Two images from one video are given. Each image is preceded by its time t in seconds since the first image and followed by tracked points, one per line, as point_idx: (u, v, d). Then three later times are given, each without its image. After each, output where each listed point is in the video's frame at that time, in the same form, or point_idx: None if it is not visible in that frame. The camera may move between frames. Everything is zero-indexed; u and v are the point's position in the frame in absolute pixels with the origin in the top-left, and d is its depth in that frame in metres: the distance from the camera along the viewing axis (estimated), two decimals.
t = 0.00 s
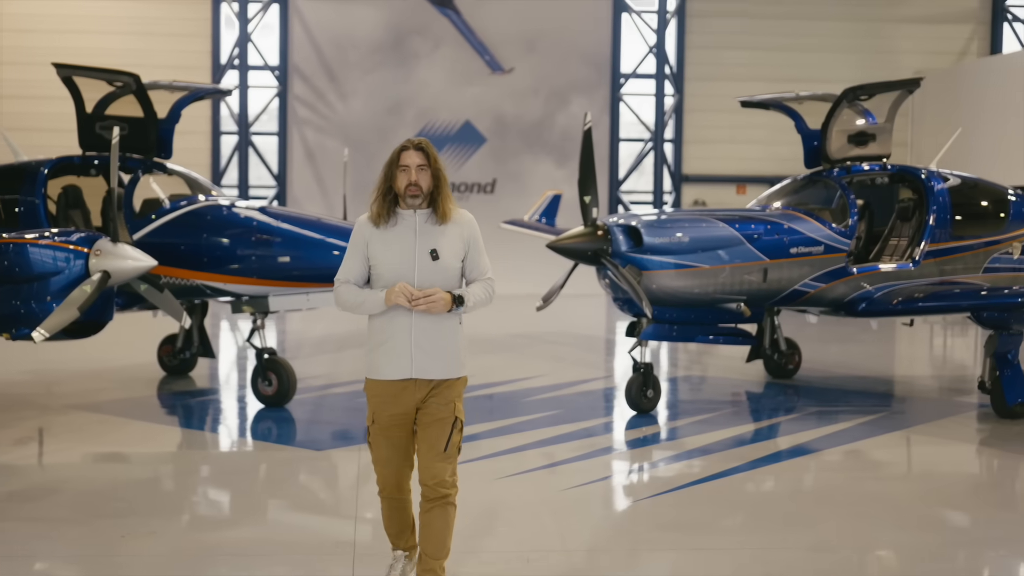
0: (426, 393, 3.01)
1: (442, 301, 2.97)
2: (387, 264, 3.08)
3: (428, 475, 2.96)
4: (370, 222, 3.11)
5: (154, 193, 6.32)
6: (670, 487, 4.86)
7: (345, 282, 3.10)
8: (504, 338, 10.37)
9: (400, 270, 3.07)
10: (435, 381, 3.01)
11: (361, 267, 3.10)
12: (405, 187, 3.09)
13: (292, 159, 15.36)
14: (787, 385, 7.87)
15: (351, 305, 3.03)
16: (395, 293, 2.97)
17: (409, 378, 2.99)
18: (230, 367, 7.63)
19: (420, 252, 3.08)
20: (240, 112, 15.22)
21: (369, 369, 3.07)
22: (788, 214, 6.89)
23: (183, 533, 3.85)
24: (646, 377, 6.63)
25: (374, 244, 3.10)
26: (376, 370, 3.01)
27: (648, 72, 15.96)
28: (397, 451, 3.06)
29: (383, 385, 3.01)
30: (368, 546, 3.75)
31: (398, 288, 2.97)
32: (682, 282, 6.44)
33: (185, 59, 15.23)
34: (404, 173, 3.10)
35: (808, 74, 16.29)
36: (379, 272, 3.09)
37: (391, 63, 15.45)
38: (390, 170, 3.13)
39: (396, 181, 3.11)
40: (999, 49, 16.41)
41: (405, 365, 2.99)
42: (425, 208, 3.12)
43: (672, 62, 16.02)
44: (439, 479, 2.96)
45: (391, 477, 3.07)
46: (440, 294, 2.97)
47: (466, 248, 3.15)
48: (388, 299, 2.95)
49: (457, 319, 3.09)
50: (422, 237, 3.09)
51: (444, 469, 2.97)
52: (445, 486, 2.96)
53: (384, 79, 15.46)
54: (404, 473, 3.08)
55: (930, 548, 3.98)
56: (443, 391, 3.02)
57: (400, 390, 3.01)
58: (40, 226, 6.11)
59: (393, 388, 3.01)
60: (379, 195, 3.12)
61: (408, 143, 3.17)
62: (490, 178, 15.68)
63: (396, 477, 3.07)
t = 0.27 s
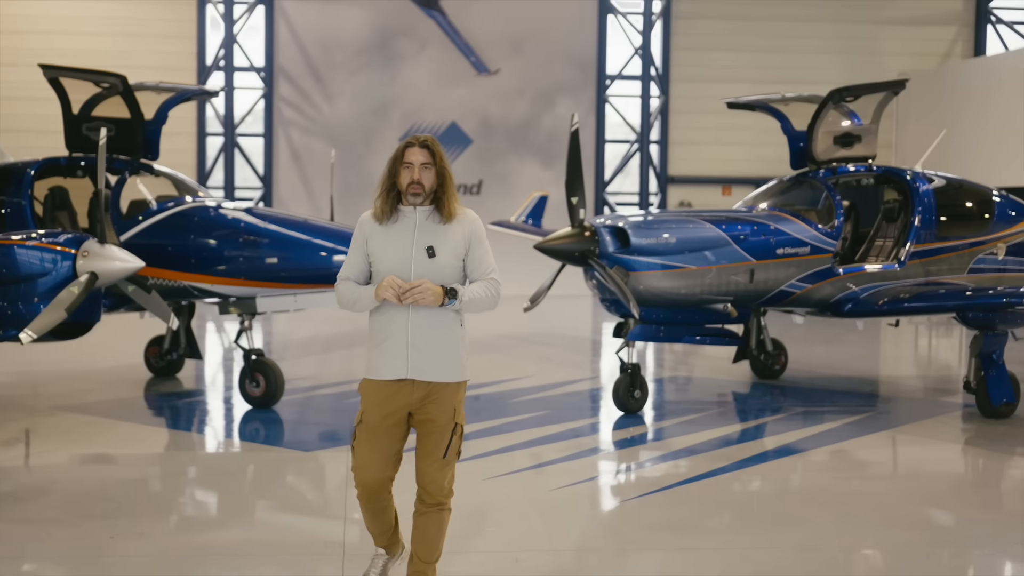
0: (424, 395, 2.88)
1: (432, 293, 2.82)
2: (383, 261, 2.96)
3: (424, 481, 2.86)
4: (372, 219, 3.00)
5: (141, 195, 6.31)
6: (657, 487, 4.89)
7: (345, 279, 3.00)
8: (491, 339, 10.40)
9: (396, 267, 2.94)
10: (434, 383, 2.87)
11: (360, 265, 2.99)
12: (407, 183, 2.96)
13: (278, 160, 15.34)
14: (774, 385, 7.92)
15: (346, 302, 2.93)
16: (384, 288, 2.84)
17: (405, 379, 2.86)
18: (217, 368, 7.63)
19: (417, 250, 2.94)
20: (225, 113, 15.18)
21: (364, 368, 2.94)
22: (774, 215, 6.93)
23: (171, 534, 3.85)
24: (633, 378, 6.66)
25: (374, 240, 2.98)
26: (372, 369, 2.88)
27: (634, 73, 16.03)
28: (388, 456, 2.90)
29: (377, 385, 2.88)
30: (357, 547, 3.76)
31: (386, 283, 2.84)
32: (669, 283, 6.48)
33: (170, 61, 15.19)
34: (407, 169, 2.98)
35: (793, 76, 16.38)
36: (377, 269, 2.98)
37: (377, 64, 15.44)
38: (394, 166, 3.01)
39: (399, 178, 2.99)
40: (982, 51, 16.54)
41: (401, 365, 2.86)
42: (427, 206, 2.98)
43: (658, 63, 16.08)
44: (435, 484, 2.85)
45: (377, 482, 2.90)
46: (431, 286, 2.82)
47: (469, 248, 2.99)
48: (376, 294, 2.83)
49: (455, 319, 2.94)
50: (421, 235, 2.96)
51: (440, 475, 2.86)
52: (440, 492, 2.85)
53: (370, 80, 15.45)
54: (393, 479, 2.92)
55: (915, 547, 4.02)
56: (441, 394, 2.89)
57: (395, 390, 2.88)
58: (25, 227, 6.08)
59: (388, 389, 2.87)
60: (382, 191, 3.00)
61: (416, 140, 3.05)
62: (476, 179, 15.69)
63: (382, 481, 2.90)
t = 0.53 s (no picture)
0: (423, 398, 2.82)
1: (438, 302, 2.77)
2: (384, 263, 2.89)
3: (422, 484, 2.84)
4: (373, 220, 2.93)
5: (135, 195, 6.31)
6: (650, 487, 4.91)
7: (346, 281, 2.94)
8: (484, 339, 10.41)
9: (397, 270, 2.88)
10: (433, 387, 2.82)
11: (361, 265, 2.93)
12: (409, 183, 2.89)
13: (271, 160, 15.34)
14: (767, 385, 7.95)
15: (347, 304, 2.87)
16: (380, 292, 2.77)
17: (404, 380, 2.80)
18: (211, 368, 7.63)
19: (419, 252, 2.87)
20: (218, 114, 15.19)
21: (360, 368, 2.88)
22: (768, 215, 6.95)
23: (166, 534, 3.86)
24: (626, 378, 6.68)
25: (375, 241, 2.91)
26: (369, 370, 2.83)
27: (627, 74, 16.07)
28: (383, 461, 2.81)
29: (375, 386, 2.82)
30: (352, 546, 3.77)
31: (386, 286, 2.77)
32: (662, 283, 6.50)
33: (163, 61, 15.17)
34: (410, 169, 2.91)
35: (785, 76, 16.42)
36: (377, 270, 2.91)
37: (370, 64, 15.43)
38: (396, 165, 2.94)
39: (401, 178, 2.92)
40: (974, 51, 16.60)
41: (399, 367, 2.80)
42: (429, 206, 2.92)
43: (650, 64, 16.11)
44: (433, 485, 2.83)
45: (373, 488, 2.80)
46: (435, 295, 2.77)
47: (471, 249, 2.93)
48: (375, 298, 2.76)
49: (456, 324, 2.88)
50: (423, 236, 2.89)
51: (439, 478, 2.83)
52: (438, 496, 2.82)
53: (363, 81, 15.44)
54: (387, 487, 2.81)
55: (908, 545, 4.04)
56: (441, 397, 2.83)
57: (393, 392, 2.82)
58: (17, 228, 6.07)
59: (385, 390, 2.82)
60: (384, 191, 2.93)
61: (417, 138, 2.98)
62: (469, 179, 15.69)
63: (376, 488, 2.80)
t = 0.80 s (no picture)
0: (426, 405, 2.77)
1: (449, 318, 2.74)
2: (383, 268, 2.82)
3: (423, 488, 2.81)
4: (370, 222, 2.84)
5: (131, 194, 6.31)
6: (645, 485, 4.92)
7: (338, 284, 2.83)
8: (480, 339, 10.42)
9: (397, 274, 2.81)
10: (435, 393, 2.77)
11: (356, 268, 2.83)
12: (410, 185, 2.83)
13: (266, 160, 15.31)
14: (763, 384, 7.96)
15: (344, 309, 2.77)
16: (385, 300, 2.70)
17: (405, 385, 2.74)
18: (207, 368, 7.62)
19: (421, 256, 2.82)
20: (213, 113, 15.18)
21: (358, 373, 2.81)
22: (764, 214, 6.97)
23: (163, 533, 3.86)
24: (623, 377, 6.69)
25: (373, 244, 2.83)
26: (368, 376, 2.76)
27: (622, 73, 16.08)
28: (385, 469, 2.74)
29: (375, 392, 2.75)
30: (350, 545, 3.77)
31: (393, 294, 2.70)
32: (658, 282, 6.51)
33: (158, 60, 15.15)
34: (410, 170, 2.85)
35: (780, 75, 16.45)
36: (376, 274, 2.83)
37: (366, 63, 15.43)
38: (394, 167, 2.88)
39: (400, 179, 2.85)
40: (969, 51, 16.64)
41: (401, 373, 2.74)
42: (429, 208, 2.86)
43: (646, 63, 16.13)
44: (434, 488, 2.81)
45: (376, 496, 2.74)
46: (446, 309, 2.74)
47: (471, 254, 2.91)
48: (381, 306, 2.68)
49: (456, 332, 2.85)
50: (425, 240, 2.83)
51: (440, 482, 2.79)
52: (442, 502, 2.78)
53: (358, 80, 15.44)
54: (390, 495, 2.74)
55: (903, 543, 4.06)
56: (442, 403, 2.79)
57: (394, 397, 2.76)
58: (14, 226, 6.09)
59: (387, 396, 2.75)
60: (381, 192, 2.85)
61: (414, 138, 2.92)
62: (464, 179, 15.68)
63: (379, 497, 2.72)
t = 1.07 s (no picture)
0: (424, 408, 2.76)
1: (452, 310, 2.75)
2: (380, 266, 2.79)
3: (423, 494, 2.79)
4: (364, 220, 2.79)
5: (130, 192, 6.30)
6: (645, 483, 4.93)
7: (331, 285, 2.77)
8: (478, 337, 10.43)
9: (396, 272, 2.79)
10: (433, 394, 2.77)
11: (351, 267, 2.78)
12: (405, 180, 2.80)
13: (265, 158, 15.30)
14: (762, 381, 7.96)
15: (343, 311, 2.73)
16: (400, 298, 2.69)
17: (404, 388, 2.74)
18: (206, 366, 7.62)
19: (420, 252, 2.80)
20: (212, 112, 15.16)
21: (352, 377, 2.78)
22: (763, 212, 6.97)
23: (163, 531, 3.86)
24: (622, 375, 6.70)
25: (368, 242, 2.78)
26: (365, 380, 2.73)
27: (621, 71, 16.08)
28: (386, 473, 2.72)
29: (374, 396, 2.73)
30: (350, 543, 3.77)
31: (404, 293, 2.69)
32: (658, 280, 6.51)
33: (157, 58, 15.14)
34: (403, 165, 2.82)
35: (779, 74, 16.44)
36: (371, 273, 2.79)
37: (364, 61, 15.42)
38: (385, 161, 2.83)
39: (393, 174, 2.82)
40: (967, 49, 16.64)
41: (401, 375, 2.74)
42: (424, 203, 2.84)
43: (645, 62, 16.13)
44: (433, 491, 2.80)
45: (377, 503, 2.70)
46: (450, 303, 2.76)
47: (464, 249, 2.92)
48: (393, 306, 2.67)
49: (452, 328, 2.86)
50: (423, 235, 2.81)
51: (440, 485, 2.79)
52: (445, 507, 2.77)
53: (357, 79, 15.43)
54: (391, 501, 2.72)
55: (903, 541, 4.06)
56: (440, 404, 2.79)
57: (393, 400, 2.74)
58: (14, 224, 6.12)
59: (385, 399, 2.74)
60: (374, 187, 2.80)
61: (403, 130, 2.88)
62: (463, 177, 15.67)
63: (382, 503, 2.70)
